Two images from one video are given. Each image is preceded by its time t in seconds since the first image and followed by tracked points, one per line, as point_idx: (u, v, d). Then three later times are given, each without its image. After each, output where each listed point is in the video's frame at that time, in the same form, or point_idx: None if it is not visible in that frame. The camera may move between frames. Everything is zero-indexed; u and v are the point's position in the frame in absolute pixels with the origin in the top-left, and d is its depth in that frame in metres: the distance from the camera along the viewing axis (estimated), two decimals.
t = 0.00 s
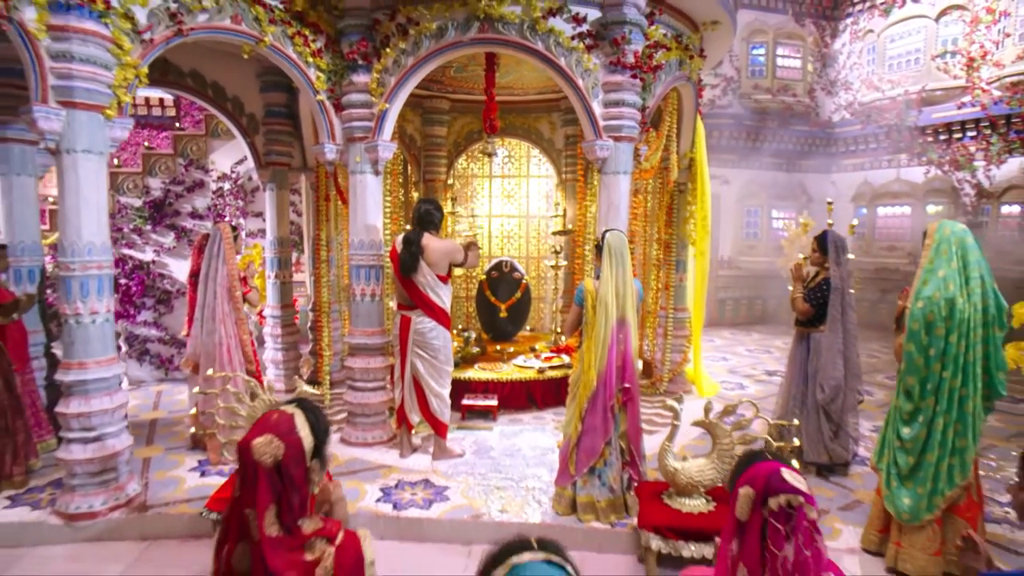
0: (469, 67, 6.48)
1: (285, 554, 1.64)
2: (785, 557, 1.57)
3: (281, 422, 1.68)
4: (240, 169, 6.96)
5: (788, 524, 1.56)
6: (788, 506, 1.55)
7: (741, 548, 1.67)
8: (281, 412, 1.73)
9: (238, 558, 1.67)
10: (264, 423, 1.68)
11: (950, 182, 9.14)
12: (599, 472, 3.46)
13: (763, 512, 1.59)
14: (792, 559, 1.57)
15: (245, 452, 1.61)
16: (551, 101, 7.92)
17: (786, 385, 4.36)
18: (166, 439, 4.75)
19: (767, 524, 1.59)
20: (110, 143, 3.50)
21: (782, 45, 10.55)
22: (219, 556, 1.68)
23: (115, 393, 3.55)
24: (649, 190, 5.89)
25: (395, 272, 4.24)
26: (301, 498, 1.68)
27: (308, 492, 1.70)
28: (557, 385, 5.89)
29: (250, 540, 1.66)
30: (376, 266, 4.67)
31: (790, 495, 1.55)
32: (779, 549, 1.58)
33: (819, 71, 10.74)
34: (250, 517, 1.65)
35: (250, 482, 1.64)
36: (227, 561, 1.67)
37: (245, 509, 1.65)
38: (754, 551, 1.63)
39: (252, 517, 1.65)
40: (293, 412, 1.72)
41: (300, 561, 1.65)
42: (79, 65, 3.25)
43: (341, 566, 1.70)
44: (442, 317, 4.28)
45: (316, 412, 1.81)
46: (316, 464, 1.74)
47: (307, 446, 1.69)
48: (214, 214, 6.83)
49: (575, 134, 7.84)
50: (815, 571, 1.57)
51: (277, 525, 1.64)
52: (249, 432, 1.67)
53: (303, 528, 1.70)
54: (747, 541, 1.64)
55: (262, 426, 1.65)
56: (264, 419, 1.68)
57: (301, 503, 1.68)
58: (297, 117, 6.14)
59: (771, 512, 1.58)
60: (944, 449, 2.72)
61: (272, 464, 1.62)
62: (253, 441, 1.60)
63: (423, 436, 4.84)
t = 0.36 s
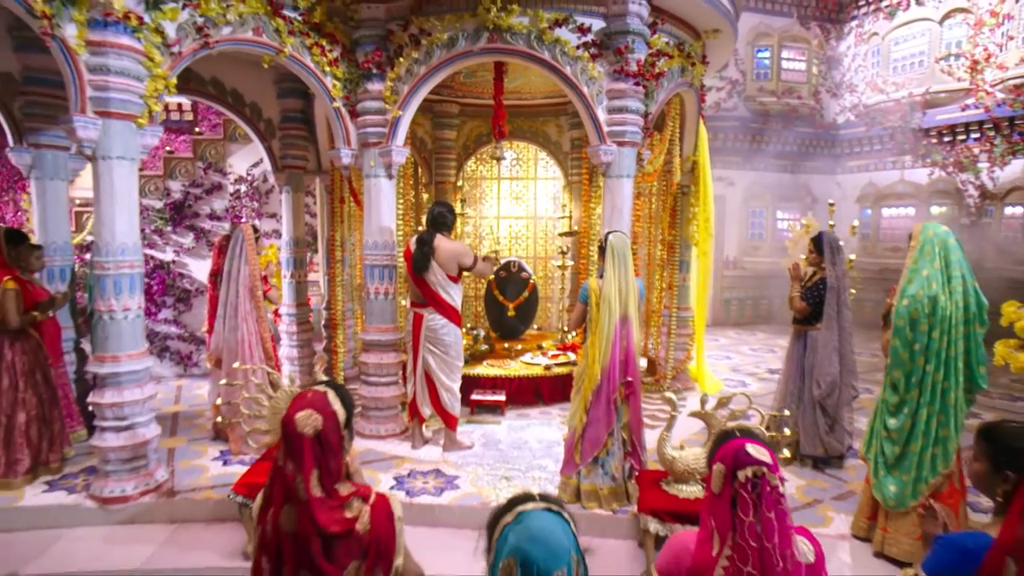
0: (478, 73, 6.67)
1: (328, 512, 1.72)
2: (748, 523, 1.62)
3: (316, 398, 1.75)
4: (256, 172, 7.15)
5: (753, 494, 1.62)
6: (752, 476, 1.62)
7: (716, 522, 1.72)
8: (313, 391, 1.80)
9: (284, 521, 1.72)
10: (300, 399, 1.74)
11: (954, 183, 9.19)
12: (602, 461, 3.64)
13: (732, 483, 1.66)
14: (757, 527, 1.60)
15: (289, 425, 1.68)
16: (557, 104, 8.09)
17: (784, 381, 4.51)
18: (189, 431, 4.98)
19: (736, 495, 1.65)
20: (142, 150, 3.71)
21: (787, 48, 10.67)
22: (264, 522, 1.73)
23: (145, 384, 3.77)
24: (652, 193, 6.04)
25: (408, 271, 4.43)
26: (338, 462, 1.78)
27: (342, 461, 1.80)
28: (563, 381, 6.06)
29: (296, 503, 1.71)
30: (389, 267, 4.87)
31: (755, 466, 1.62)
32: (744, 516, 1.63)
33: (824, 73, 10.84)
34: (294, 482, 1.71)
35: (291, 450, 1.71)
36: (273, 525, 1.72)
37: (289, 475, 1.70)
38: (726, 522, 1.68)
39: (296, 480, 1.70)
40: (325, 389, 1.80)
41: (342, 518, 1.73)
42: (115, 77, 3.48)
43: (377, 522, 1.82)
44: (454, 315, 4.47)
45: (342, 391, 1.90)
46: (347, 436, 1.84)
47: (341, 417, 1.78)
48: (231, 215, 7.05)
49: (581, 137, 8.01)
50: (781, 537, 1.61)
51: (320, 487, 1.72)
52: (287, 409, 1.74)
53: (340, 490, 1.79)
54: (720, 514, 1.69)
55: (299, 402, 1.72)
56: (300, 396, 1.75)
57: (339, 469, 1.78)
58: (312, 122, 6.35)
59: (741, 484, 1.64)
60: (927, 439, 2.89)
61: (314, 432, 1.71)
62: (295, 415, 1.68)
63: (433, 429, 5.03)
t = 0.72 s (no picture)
0: (481, 79, 6.85)
1: (358, 482, 1.83)
2: (733, 495, 1.75)
3: (342, 381, 1.88)
4: (264, 174, 7.30)
5: (737, 470, 1.77)
6: (738, 452, 1.78)
7: (698, 496, 1.86)
8: (339, 376, 1.92)
9: (317, 492, 1.82)
10: (329, 381, 1.87)
11: (949, 185, 9.34)
12: (599, 451, 3.82)
13: (717, 461, 1.80)
14: (739, 498, 1.74)
15: (322, 405, 1.81)
16: (558, 108, 8.27)
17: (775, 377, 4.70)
18: (203, 424, 5.18)
19: (721, 471, 1.79)
20: (163, 156, 3.91)
21: (785, 52, 10.83)
22: (298, 496, 1.83)
23: (165, 378, 3.97)
24: (650, 196, 6.46)
25: (415, 270, 4.65)
26: (365, 436, 1.88)
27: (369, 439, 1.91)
28: (564, 378, 6.24)
29: (328, 475, 1.81)
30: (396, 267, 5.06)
31: (738, 443, 1.78)
32: (728, 489, 1.77)
33: (821, 76, 10.99)
34: (325, 455, 1.81)
35: (322, 427, 1.82)
36: (305, 497, 1.83)
37: (320, 450, 1.81)
38: (709, 495, 1.81)
39: (327, 454, 1.81)
40: (350, 374, 1.93)
41: (370, 486, 1.84)
42: (138, 87, 3.69)
43: (403, 488, 1.91)
44: (458, 313, 4.65)
45: (364, 376, 2.02)
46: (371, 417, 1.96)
47: (366, 397, 1.90)
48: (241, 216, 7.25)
49: (582, 141, 8.19)
50: (758, 506, 1.76)
51: (349, 458, 1.82)
52: (317, 392, 1.85)
53: (366, 462, 1.88)
54: (704, 486, 1.82)
55: (329, 384, 1.85)
56: (328, 380, 1.87)
57: (366, 446, 1.88)
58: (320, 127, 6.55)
59: (726, 462, 1.79)
60: (904, 429, 3.09)
61: (343, 408, 1.81)
62: (327, 395, 1.80)
63: (437, 423, 5.21)
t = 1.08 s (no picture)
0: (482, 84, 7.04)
1: (375, 459, 2.02)
2: (721, 472, 1.92)
3: (362, 369, 2.07)
4: (270, 177, 7.51)
5: (725, 449, 1.93)
6: (726, 434, 1.94)
7: (686, 474, 2.01)
8: (359, 364, 2.12)
9: (337, 467, 2.02)
10: (350, 368, 2.06)
11: (941, 186, 9.51)
12: (595, 442, 4.00)
13: (708, 441, 1.95)
14: (726, 475, 1.91)
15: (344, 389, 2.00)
16: (556, 112, 8.45)
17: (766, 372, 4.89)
18: (213, 418, 5.37)
19: (710, 450, 1.95)
20: (178, 160, 4.09)
21: (780, 56, 11.02)
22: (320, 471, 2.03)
23: (179, 372, 4.15)
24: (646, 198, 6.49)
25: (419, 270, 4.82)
26: (382, 417, 2.07)
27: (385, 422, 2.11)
28: (562, 374, 6.43)
29: (347, 452, 2.01)
30: (398, 266, 5.24)
31: (726, 426, 1.96)
32: (717, 466, 1.93)
33: (816, 79, 11.16)
34: (344, 435, 2.01)
35: (344, 409, 2.02)
36: (327, 471, 2.03)
37: (341, 430, 2.01)
38: (697, 474, 1.97)
39: (347, 433, 2.00)
40: (369, 363, 2.13)
41: (386, 463, 2.03)
42: (156, 95, 3.88)
43: (415, 465, 2.09)
44: (461, 311, 4.84)
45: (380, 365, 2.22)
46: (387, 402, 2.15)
47: (383, 384, 2.10)
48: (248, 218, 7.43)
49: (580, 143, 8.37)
50: (740, 482, 1.93)
51: (367, 437, 2.02)
52: (340, 378, 2.05)
53: (381, 441, 2.08)
54: (692, 465, 1.97)
55: (350, 371, 2.04)
56: (350, 368, 2.07)
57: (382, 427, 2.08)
58: (325, 131, 6.73)
59: (714, 443, 1.94)
60: (882, 419, 3.27)
61: (362, 392, 2.01)
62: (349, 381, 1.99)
63: (440, 417, 5.40)
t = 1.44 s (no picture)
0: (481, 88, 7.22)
1: (382, 441, 2.21)
2: (694, 452, 2.09)
3: (374, 357, 2.26)
4: (275, 178, 7.68)
5: (697, 431, 2.10)
6: (698, 417, 2.11)
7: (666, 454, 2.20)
8: (372, 353, 2.31)
9: (348, 446, 2.20)
10: (363, 356, 2.25)
11: (932, 188, 9.69)
12: (590, 433, 4.19)
13: (682, 424, 2.12)
14: (698, 454, 2.09)
15: (357, 375, 2.19)
16: (554, 115, 8.63)
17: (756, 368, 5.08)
18: (222, 413, 5.55)
19: (684, 432, 2.12)
20: (191, 164, 4.28)
21: (775, 59, 11.21)
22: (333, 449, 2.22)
23: (192, 367, 4.34)
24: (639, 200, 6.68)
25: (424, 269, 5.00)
26: (390, 403, 2.25)
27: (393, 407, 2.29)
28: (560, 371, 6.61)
29: (358, 433, 2.19)
30: (401, 266, 5.42)
31: (699, 409, 2.12)
32: (690, 447, 2.10)
33: (811, 82, 11.34)
34: (356, 417, 2.20)
35: (356, 394, 2.21)
36: (339, 450, 2.21)
37: (353, 412, 2.19)
38: (674, 454, 2.14)
39: (358, 416, 2.19)
40: (381, 352, 2.31)
41: (391, 445, 2.21)
42: (171, 103, 4.07)
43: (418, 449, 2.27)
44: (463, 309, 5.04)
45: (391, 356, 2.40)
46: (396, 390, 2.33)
47: (392, 372, 2.28)
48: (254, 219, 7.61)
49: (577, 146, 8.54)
50: (713, 460, 2.11)
51: (375, 421, 2.20)
52: (354, 365, 2.24)
53: (389, 425, 2.26)
54: (670, 446, 2.16)
55: (363, 359, 2.23)
56: (364, 356, 2.26)
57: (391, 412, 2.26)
58: (329, 134, 6.92)
59: (688, 425, 2.11)
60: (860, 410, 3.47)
61: (373, 379, 2.19)
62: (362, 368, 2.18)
63: (441, 412, 5.58)
